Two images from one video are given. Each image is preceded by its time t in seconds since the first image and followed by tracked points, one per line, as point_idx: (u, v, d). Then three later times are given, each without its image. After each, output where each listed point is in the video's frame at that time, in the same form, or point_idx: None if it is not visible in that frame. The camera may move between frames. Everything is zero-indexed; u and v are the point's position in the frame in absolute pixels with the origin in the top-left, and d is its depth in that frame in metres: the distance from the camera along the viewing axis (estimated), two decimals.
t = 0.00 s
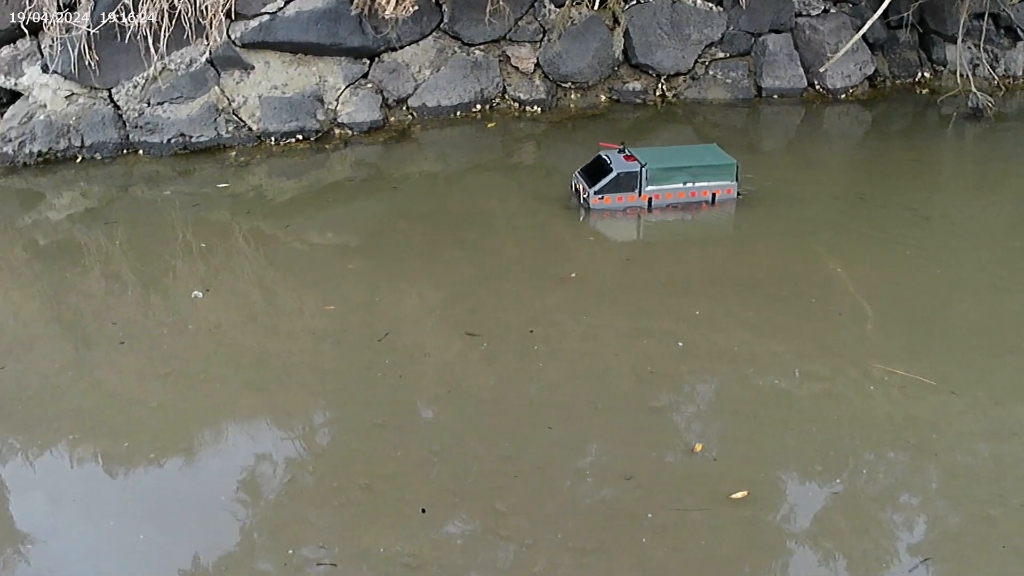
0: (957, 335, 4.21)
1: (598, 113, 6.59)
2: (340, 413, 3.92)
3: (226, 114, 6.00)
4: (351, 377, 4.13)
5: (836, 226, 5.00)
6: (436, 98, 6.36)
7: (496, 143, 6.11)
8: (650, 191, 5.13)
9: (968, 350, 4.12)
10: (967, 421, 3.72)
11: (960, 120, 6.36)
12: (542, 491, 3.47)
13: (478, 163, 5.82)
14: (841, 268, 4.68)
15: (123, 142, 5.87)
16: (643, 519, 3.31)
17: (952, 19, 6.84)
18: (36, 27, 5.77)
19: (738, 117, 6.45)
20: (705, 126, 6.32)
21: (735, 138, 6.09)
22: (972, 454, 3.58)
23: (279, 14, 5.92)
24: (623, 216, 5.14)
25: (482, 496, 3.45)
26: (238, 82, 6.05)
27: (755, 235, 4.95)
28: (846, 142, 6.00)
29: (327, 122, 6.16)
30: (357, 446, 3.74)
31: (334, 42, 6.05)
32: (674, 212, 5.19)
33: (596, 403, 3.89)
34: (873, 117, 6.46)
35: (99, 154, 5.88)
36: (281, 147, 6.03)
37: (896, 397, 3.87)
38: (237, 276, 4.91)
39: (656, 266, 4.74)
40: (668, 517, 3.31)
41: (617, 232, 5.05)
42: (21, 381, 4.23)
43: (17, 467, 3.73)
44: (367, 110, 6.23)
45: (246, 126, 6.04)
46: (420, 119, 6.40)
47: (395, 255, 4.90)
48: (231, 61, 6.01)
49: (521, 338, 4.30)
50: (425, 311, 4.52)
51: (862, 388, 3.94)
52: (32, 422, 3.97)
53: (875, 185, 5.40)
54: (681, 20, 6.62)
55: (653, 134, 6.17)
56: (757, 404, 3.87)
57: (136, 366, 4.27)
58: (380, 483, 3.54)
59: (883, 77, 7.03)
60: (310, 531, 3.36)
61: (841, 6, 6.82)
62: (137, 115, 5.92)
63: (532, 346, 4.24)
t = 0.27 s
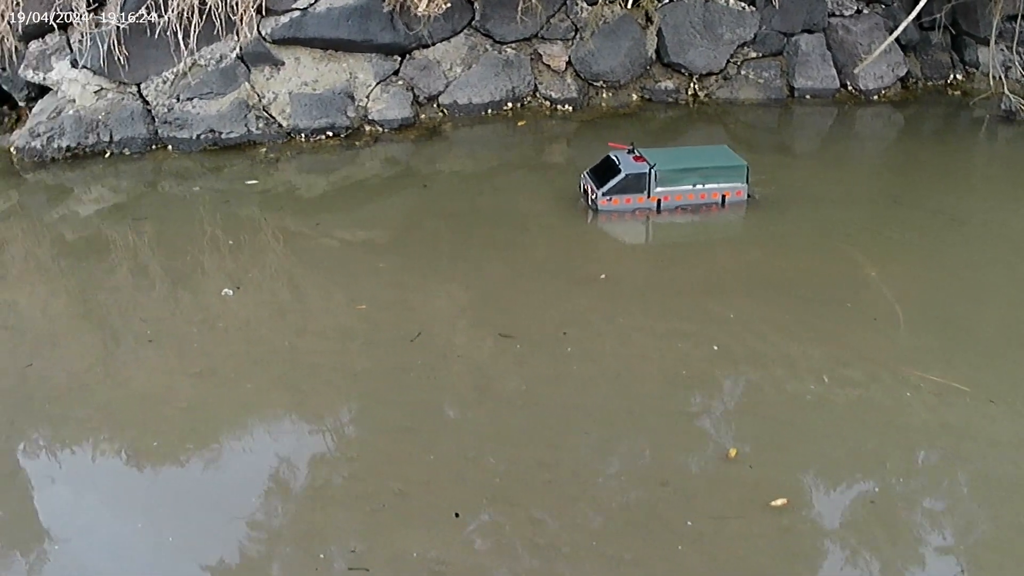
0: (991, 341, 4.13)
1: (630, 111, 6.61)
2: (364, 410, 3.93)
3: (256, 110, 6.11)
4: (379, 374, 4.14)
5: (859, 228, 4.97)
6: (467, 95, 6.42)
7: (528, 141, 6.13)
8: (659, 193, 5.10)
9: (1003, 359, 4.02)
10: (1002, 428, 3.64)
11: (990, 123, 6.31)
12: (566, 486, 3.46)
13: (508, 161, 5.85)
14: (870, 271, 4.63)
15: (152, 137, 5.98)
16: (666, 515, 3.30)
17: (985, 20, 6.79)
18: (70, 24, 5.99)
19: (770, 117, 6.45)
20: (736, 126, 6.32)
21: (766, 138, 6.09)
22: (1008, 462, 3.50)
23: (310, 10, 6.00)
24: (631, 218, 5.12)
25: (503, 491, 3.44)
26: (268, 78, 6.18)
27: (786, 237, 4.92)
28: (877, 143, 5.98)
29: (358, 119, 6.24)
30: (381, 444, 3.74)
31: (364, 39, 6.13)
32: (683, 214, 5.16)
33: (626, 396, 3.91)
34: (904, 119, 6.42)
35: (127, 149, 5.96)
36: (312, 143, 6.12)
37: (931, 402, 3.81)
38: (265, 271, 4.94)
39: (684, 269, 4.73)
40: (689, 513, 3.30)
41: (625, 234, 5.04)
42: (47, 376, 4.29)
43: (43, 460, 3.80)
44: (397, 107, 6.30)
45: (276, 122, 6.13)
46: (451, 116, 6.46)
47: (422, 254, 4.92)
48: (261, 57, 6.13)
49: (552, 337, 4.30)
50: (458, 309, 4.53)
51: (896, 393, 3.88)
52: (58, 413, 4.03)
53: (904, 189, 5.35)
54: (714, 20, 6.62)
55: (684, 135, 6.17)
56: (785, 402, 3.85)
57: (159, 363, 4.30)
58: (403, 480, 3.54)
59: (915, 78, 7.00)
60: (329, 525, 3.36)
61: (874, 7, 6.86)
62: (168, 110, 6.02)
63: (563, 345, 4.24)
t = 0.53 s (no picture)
0: None
1: (665, 113, 6.53)
2: (396, 412, 3.93)
3: (288, 108, 6.14)
4: (413, 381, 4.10)
5: (887, 235, 4.90)
6: (500, 95, 6.40)
7: (562, 143, 6.09)
8: (672, 197, 5.09)
9: None
10: None
11: None
12: (597, 489, 3.45)
13: (541, 162, 5.82)
14: (907, 279, 4.56)
15: (183, 135, 6.05)
16: (694, 520, 3.29)
17: None
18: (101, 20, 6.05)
19: (807, 119, 6.40)
20: (773, 128, 6.27)
21: (802, 142, 6.05)
22: None
23: (343, 8, 6.03)
24: (643, 222, 5.09)
25: (531, 496, 3.43)
26: (300, 76, 6.21)
27: (822, 242, 4.86)
28: (914, 147, 5.92)
29: (391, 118, 6.26)
30: (411, 446, 3.73)
31: (398, 37, 6.14)
32: (696, 219, 5.13)
33: (663, 407, 3.85)
34: (941, 123, 6.35)
35: (158, 147, 6.05)
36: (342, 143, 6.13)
37: (975, 415, 3.72)
38: (294, 274, 4.91)
39: (719, 274, 4.68)
40: (718, 518, 3.29)
41: (636, 238, 5.01)
42: (75, 375, 4.30)
43: (69, 458, 3.80)
44: (431, 107, 6.29)
45: (308, 121, 6.18)
46: (485, 117, 6.44)
47: (456, 256, 4.90)
48: (294, 55, 6.17)
49: (592, 345, 4.23)
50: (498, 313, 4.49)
51: (941, 404, 3.79)
52: (88, 408, 4.07)
53: (940, 195, 5.27)
54: (751, 21, 6.58)
55: (720, 137, 6.14)
56: (822, 408, 3.81)
57: (190, 363, 4.32)
58: (432, 483, 3.53)
59: (952, 82, 6.89)
60: (355, 530, 3.36)
61: (911, 10, 6.77)
62: (199, 108, 6.08)
63: (603, 353, 4.18)
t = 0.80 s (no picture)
0: None
1: (706, 113, 6.51)
2: (428, 414, 3.89)
3: (323, 106, 6.10)
4: (448, 389, 4.02)
5: (920, 243, 4.81)
6: (538, 95, 6.35)
7: (600, 143, 6.05)
8: (690, 201, 4.97)
9: None
10: None
11: None
12: (627, 491, 3.43)
13: (579, 162, 5.79)
14: (952, 290, 4.47)
15: (216, 132, 6.04)
16: (722, 527, 3.26)
17: None
18: (132, 14, 6.03)
19: (847, 122, 6.34)
20: (814, 131, 6.23)
21: (841, 144, 5.99)
22: None
23: (379, 5, 5.99)
24: (659, 227, 5.00)
25: (557, 502, 3.41)
26: (336, 73, 6.19)
27: (865, 250, 4.79)
28: (957, 151, 5.85)
29: (428, 116, 6.20)
30: (442, 449, 3.70)
31: (435, 34, 6.11)
32: (713, 224, 5.04)
33: (702, 416, 3.79)
34: (984, 127, 6.26)
35: (190, 144, 6.03)
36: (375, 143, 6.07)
37: None
38: (327, 272, 4.91)
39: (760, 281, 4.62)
40: (746, 525, 3.26)
41: (651, 244, 4.93)
42: (104, 371, 4.34)
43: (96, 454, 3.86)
44: (468, 105, 6.23)
45: (343, 119, 6.14)
46: (522, 116, 6.41)
47: (493, 258, 4.86)
48: (328, 51, 6.14)
49: (636, 354, 4.14)
50: (543, 317, 4.44)
51: (994, 422, 3.70)
52: (116, 402, 4.15)
53: (982, 203, 5.17)
54: (792, 21, 6.53)
55: (761, 139, 6.07)
56: (860, 417, 3.75)
57: (223, 366, 4.33)
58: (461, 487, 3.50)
59: (994, 85, 6.86)
60: (377, 539, 3.34)
61: (953, 11, 6.73)
62: (232, 105, 6.07)
63: (647, 362, 4.09)
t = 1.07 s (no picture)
0: None
1: (762, 116, 6.52)
2: (477, 413, 3.90)
3: (376, 103, 6.32)
4: (503, 395, 3.99)
5: (970, 251, 4.75)
6: (593, 96, 6.48)
7: (654, 146, 6.10)
8: (723, 208, 4.99)
9: None
10: None
11: None
12: (677, 490, 3.43)
13: (634, 164, 5.81)
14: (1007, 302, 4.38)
15: (268, 129, 6.29)
16: (772, 527, 3.26)
17: None
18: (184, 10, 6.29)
19: (901, 127, 6.28)
20: (869, 135, 6.21)
21: (894, 149, 5.95)
22: None
23: (434, 4, 6.17)
24: (692, 232, 5.01)
25: (606, 500, 3.41)
26: (388, 70, 6.38)
27: (922, 259, 4.72)
28: (1013, 158, 5.76)
29: (482, 116, 6.38)
30: (493, 445, 3.72)
31: (491, 34, 6.27)
32: (747, 231, 5.04)
33: (760, 416, 3.79)
34: None
35: (242, 139, 6.30)
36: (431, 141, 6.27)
37: None
38: (378, 267, 4.98)
39: (816, 287, 4.59)
40: (794, 525, 3.25)
41: (684, 249, 4.94)
42: (152, 360, 4.40)
43: (139, 450, 3.82)
44: (524, 106, 6.39)
45: (396, 117, 6.34)
46: (577, 117, 6.52)
47: (548, 259, 4.89)
48: (382, 49, 6.33)
49: (701, 364, 4.11)
50: (612, 321, 4.42)
51: None
52: (168, 401, 4.12)
53: None
54: (850, 25, 6.54)
55: (813, 143, 6.09)
56: (914, 423, 3.72)
57: (275, 362, 4.35)
58: (513, 485, 3.50)
59: None
60: (423, 540, 3.31)
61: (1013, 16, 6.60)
62: (284, 102, 6.32)
63: (711, 372, 4.06)
